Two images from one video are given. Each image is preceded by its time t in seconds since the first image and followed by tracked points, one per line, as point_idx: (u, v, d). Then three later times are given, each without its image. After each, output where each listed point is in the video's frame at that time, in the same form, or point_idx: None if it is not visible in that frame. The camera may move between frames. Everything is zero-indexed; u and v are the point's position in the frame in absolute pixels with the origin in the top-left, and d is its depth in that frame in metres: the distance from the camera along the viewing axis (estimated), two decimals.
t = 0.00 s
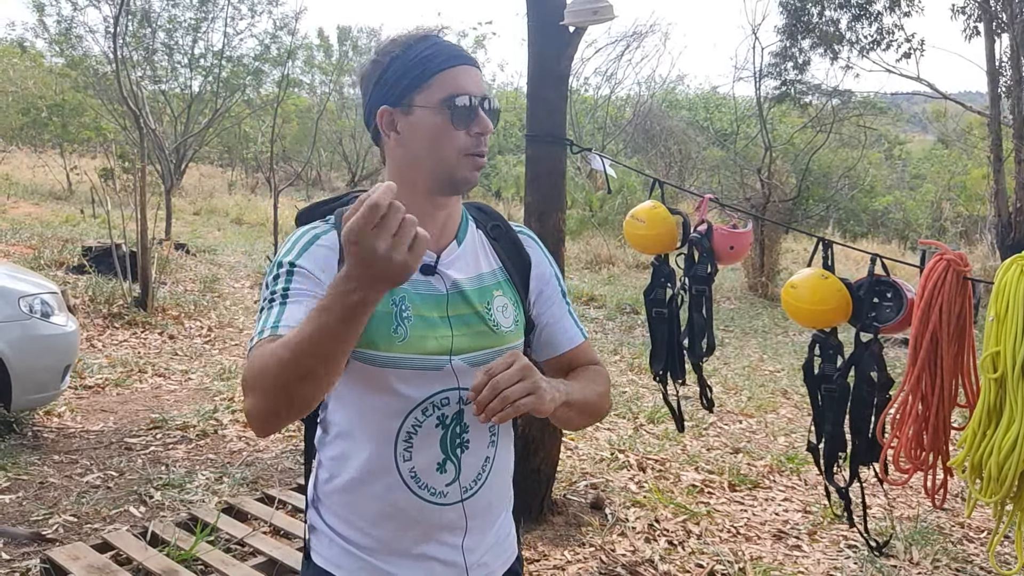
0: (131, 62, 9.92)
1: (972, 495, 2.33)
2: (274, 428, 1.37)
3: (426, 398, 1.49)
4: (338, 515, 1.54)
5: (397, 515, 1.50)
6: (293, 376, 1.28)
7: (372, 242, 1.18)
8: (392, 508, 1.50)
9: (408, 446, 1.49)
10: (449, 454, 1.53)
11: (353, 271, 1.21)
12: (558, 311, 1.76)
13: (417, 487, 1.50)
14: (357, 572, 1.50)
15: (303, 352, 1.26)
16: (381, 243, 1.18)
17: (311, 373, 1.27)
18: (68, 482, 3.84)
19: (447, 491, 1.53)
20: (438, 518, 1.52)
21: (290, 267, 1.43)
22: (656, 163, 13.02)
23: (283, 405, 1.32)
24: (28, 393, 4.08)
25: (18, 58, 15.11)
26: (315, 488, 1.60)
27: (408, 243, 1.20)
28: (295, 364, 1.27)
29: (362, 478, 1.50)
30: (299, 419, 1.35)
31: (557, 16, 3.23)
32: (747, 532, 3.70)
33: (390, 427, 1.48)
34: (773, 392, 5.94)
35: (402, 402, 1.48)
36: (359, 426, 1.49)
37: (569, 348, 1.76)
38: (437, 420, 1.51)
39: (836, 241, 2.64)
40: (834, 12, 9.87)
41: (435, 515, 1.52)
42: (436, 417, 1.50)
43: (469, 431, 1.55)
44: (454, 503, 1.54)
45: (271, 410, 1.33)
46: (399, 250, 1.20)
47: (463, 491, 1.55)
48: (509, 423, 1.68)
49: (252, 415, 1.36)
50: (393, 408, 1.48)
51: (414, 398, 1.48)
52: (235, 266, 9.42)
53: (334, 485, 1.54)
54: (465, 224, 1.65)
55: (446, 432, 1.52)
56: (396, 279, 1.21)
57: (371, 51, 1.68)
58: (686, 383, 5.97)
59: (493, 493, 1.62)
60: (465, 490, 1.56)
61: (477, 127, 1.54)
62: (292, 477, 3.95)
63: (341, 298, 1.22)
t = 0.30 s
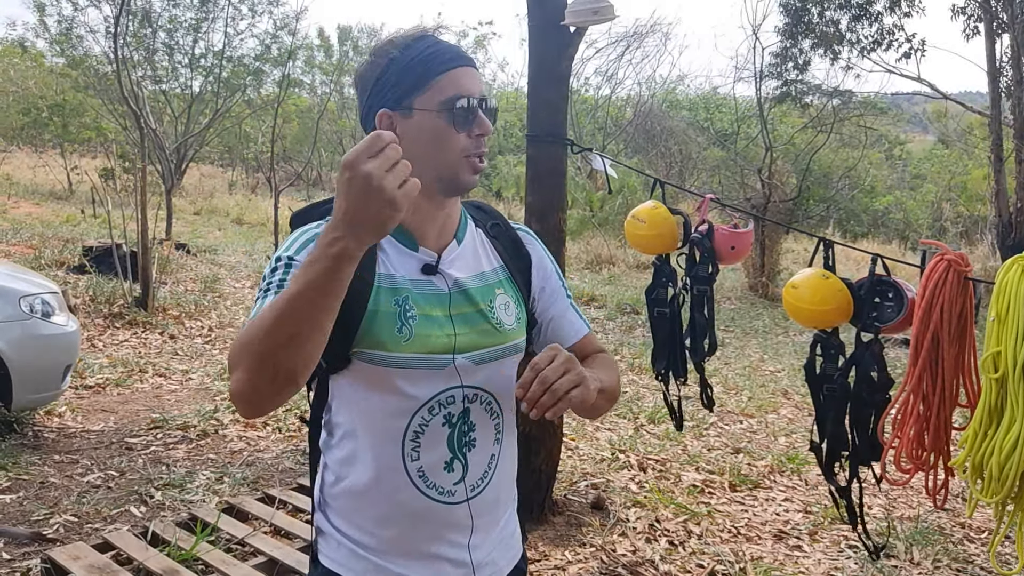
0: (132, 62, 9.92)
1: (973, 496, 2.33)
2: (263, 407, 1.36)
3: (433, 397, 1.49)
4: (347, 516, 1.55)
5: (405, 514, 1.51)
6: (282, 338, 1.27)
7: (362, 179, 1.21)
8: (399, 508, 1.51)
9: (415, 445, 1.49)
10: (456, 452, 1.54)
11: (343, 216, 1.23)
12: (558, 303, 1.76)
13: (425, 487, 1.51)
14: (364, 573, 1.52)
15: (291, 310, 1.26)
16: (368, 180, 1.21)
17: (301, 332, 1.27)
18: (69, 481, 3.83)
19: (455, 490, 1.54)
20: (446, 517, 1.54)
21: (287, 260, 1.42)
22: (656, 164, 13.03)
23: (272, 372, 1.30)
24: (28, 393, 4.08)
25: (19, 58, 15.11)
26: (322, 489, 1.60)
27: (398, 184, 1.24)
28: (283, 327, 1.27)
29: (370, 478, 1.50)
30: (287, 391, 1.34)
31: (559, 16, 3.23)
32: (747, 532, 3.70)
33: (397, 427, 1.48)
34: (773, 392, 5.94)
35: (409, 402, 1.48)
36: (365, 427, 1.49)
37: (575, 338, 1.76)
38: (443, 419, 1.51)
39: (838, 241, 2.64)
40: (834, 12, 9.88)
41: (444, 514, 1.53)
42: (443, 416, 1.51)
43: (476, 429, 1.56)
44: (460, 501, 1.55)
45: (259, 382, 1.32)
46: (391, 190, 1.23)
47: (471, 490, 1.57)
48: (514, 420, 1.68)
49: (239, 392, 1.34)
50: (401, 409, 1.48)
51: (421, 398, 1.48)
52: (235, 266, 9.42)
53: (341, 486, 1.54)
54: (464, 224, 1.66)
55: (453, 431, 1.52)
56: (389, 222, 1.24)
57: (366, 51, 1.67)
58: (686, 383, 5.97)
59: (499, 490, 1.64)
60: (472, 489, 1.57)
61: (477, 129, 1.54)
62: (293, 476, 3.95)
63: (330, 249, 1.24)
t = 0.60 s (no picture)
0: (133, 62, 9.93)
1: (975, 496, 2.33)
2: (225, 380, 1.37)
3: (434, 395, 1.50)
4: (350, 517, 1.56)
5: (408, 513, 1.52)
6: (251, 317, 1.28)
7: (360, 182, 1.21)
8: (401, 507, 1.52)
9: (417, 443, 1.50)
10: (458, 450, 1.54)
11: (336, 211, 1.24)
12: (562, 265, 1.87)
13: (428, 485, 1.52)
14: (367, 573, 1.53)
15: (266, 292, 1.27)
16: (366, 182, 1.21)
17: (273, 315, 1.28)
18: (70, 481, 3.84)
19: (457, 487, 1.55)
20: (450, 515, 1.54)
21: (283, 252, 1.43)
22: (656, 164, 13.04)
23: (236, 347, 1.31)
24: (30, 392, 4.09)
25: (20, 58, 15.11)
26: (325, 490, 1.61)
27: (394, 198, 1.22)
28: (254, 306, 1.27)
29: (372, 478, 1.51)
30: (249, 369, 1.34)
31: (560, 16, 3.24)
32: (748, 532, 3.70)
33: (399, 426, 1.49)
34: (773, 393, 5.95)
35: (410, 399, 1.48)
36: (366, 428, 1.50)
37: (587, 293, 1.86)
38: (445, 416, 1.51)
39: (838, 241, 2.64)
40: (835, 13, 9.89)
41: (447, 512, 1.54)
42: (445, 413, 1.51)
43: (478, 426, 1.56)
44: (463, 499, 1.56)
45: (221, 355, 1.32)
46: (386, 200, 1.22)
47: (473, 487, 1.57)
48: (516, 417, 1.69)
49: (201, 361, 1.35)
50: (402, 406, 1.48)
51: (422, 396, 1.49)
52: (236, 266, 9.44)
53: (343, 485, 1.55)
54: (462, 222, 1.67)
55: (455, 428, 1.53)
56: (374, 231, 1.23)
57: (359, 54, 1.69)
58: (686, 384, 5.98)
59: (501, 488, 1.64)
60: (473, 487, 1.57)
61: (468, 127, 1.55)
62: (294, 476, 3.95)
63: (315, 239, 1.25)
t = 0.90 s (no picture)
0: (133, 62, 9.92)
1: (975, 497, 2.33)
2: (224, 340, 1.33)
3: (438, 393, 1.50)
4: (355, 517, 1.55)
5: (415, 510, 1.52)
6: (249, 247, 1.27)
7: (355, 91, 1.31)
8: (408, 505, 1.52)
9: (423, 441, 1.50)
10: (463, 446, 1.55)
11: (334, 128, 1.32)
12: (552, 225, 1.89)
13: (434, 481, 1.53)
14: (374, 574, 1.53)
15: (266, 218, 1.28)
16: (360, 91, 1.31)
17: (272, 243, 1.28)
18: (70, 481, 3.84)
19: (462, 484, 1.56)
20: (456, 511, 1.55)
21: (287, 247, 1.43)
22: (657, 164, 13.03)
23: (233, 287, 1.28)
24: (30, 392, 4.09)
25: (20, 57, 15.12)
26: (327, 492, 1.60)
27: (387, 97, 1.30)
28: (253, 236, 1.28)
29: (377, 478, 1.51)
30: (247, 320, 1.30)
31: (560, 16, 3.23)
32: (748, 533, 3.70)
33: (405, 424, 1.49)
34: (774, 393, 5.95)
35: (415, 398, 1.49)
36: (371, 428, 1.50)
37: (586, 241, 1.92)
38: (450, 414, 1.52)
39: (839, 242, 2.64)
40: (835, 13, 9.89)
41: (453, 508, 1.55)
42: (449, 411, 1.52)
43: (481, 421, 1.57)
44: (468, 494, 1.56)
45: (218, 299, 1.29)
46: (377, 98, 1.30)
47: (478, 483, 1.58)
48: (516, 412, 1.70)
49: (199, 313, 1.32)
50: (407, 405, 1.49)
51: (426, 395, 1.49)
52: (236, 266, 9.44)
53: (346, 486, 1.55)
54: (458, 220, 1.68)
55: (459, 425, 1.53)
56: (369, 127, 1.29)
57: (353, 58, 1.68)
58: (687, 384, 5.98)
59: (504, 484, 1.65)
60: (479, 483, 1.58)
61: (466, 128, 1.55)
62: (294, 476, 3.95)
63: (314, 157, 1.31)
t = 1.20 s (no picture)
0: (134, 63, 9.93)
1: (975, 497, 2.32)
2: (232, 345, 1.33)
3: (438, 395, 1.51)
4: (355, 519, 1.55)
5: (415, 512, 1.52)
6: (245, 241, 1.30)
7: (313, 84, 1.42)
8: (409, 506, 1.52)
9: (423, 443, 1.50)
10: (463, 447, 1.55)
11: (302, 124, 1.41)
12: (542, 215, 1.89)
13: (434, 482, 1.53)
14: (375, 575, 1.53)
15: (257, 213, 1.32)
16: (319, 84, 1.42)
17: (267, 233, 1.31)
18: (71, 482, 3.84)
19: (463, 484, 1.56)
20: (456, 510, 1.55)
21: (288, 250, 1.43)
22: (657, 164, 13.03)
23: (234, 283, 1.29)
24: (30, 392, 4.09)
25: (20, 58, 15.15)
26: (326, 495, 1.60)
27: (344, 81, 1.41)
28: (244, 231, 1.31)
29: (378, 480, 1.52)
30: (253, 318, 1.30)
31: (560, 17, 3.23)
32: (748, 533, 3.70)
33: (405, 426, 1.49)
34: (774, 394, 5.95)
35: (415, 400, 1.49)
36: (372, 430, 1.50)
37: (578, 224, 1.92)
38: (451, 415, 1.52)
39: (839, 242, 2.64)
40: (836, 13, 9.88)
41: (453, 508, 1.55)
42: (450, 412, 1.52)
43: (482, 422, 1.57)
44: (468, 494, 1.57)
45: (223, 298, 1.30)
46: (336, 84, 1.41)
47: (478, 482, 1.58)
48: (515, 412, 1.70)
49: (203, 324, 1.33)
50: (406, 408, 1.49)
51: (426, 397, 1.49)
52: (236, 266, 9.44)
53: (346, 488, 1.55)
54: (458, 221, 1.68)
55: (460, 427, 1.53)
56: (335, 107, 1.39)
57: (356, 59, 1.68)
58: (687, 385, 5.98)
59: (503, 484, 1.65)
60: (479, 482, 1.58)
61: (464, 129, 1.55)
62: (294, 477, 3.95)
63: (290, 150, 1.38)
